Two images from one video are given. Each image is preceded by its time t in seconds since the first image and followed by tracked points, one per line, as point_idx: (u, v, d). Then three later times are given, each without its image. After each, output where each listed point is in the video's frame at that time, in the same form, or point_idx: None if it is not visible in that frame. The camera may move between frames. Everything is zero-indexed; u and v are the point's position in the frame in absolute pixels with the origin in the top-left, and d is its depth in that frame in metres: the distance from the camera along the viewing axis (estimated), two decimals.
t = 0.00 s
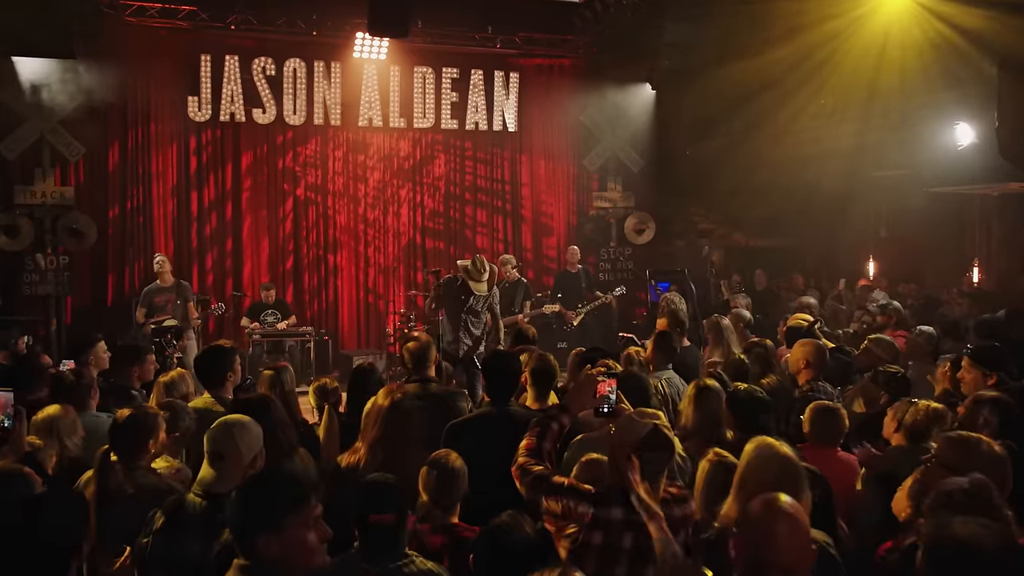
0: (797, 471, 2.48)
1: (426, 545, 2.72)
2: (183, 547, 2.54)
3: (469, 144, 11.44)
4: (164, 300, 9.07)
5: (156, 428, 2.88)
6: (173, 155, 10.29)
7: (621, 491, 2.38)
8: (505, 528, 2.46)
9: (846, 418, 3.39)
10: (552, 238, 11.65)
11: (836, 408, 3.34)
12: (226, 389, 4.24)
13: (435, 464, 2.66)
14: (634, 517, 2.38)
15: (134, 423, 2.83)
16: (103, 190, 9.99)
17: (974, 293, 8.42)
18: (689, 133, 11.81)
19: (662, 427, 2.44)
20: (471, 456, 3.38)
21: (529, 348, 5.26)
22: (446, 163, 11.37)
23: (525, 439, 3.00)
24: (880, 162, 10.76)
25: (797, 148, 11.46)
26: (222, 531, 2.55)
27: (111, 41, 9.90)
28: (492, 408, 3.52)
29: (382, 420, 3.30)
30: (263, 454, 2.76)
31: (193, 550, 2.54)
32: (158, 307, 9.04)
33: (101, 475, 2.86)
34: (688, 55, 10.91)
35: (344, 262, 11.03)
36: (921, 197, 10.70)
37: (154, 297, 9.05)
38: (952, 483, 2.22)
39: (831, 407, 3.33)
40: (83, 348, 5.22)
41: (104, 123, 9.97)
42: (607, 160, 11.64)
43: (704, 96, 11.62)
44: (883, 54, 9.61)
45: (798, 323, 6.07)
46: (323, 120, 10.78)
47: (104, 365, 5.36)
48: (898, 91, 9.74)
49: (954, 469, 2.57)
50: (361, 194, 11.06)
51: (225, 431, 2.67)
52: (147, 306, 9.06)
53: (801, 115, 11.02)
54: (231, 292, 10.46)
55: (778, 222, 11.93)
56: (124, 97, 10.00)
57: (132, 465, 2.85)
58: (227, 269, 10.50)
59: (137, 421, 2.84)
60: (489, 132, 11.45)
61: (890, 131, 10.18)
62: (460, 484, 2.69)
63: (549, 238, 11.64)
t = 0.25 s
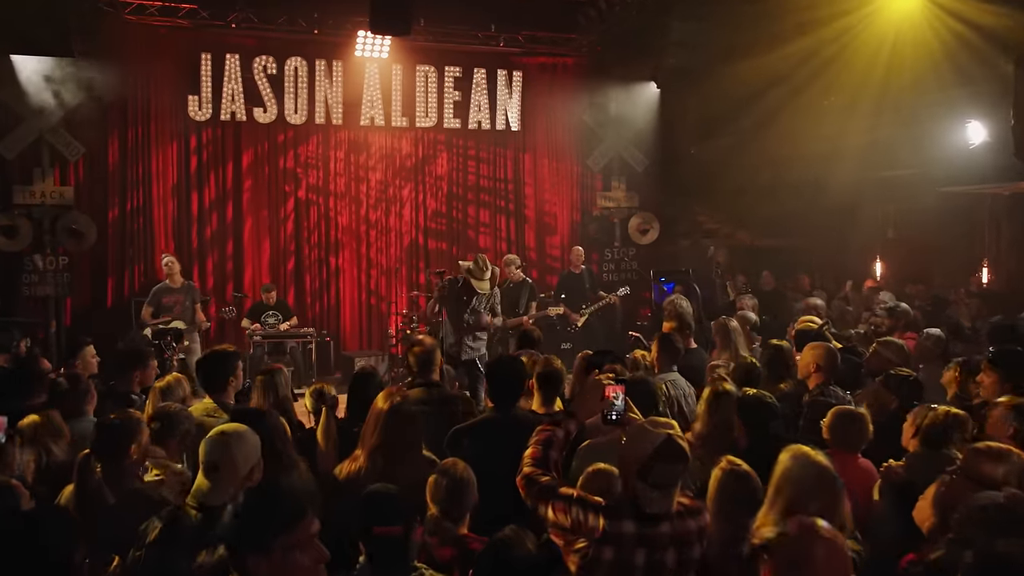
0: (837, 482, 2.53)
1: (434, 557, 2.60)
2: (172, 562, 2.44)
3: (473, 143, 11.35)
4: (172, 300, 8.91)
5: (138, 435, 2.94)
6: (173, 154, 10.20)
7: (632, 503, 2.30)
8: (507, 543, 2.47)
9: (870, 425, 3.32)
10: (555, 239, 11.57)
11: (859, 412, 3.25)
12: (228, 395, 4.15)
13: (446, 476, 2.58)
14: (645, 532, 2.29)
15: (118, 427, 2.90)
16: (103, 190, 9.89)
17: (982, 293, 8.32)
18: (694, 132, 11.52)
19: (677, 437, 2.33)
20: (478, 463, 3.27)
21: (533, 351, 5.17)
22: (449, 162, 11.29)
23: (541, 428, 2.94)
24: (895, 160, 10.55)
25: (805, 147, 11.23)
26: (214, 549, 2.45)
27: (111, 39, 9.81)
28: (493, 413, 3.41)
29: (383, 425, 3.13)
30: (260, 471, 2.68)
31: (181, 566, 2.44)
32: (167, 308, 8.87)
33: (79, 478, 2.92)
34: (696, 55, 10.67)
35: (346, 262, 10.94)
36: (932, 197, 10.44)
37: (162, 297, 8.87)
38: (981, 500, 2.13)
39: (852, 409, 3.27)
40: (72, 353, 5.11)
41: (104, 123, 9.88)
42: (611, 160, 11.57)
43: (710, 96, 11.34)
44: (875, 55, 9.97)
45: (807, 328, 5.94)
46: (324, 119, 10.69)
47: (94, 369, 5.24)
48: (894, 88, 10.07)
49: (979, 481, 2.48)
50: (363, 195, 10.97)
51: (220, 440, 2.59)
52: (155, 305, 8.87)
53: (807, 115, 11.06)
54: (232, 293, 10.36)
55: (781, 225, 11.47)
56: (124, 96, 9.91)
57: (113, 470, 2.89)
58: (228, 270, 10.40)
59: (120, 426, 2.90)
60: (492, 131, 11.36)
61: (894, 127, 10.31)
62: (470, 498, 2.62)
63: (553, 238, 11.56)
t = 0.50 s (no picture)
0: (887, 491, 2.26)
1: (447, 573, 2.47)
2: None
3: (475, 142, 11.25)
4: (182, 300, 8.86)
5: (124, 442, 2.80)
6: (173, 154, 10.10)
7: (647, 516, 2.22)
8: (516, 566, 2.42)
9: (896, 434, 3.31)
10: (558, 239, 11.47)
11: (883, 420, 3.26)
12: (228, 399, 4.05)
13: (457, 492, 2.47)
14: (661, 547, 2.22)
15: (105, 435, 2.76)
16: (102, 190, 9.81)
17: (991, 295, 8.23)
18: (697, 130, 11.25)
19: (693, 449, 2.22)
20: (484, 471, 3.18)
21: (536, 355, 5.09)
22: (451, 163, 11.19)
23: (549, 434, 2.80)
24: (904, 160, 10.39)
25: (810, 144, 11.03)
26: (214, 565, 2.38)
27: (110, 38, 9.72)
28: (495, 420, 3.29)
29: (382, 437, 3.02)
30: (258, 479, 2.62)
31: None
32: (177, 307, 8.83)
33: (63, 488, 2.76)
34: (700, 51, 10.44)
35: (348, 263, 10.85)
36: (942, 196, 10.61)
37: (174, 297, 8.84)
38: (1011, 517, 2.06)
39: (873, 417, 3.27)
40: (61, 354, 4.97)
41: (103, 122, 9.79)
42: (614, 158, 11.53)
43: (714, 95, 10.89)
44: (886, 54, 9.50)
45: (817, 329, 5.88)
46: (325, 118, 10.59)
47: (84, 373, 5.11)
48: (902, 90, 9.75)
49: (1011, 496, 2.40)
50: (364, 194, 10.88)
51: (220, 449, 2.52)
52: (164, 304, 8.85)
53: (811, 112, 10.74)
54: (232, 294, 10.27)
55: (784, 224, 11.44)
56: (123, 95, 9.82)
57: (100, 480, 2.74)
58: (229, 270, 10.31)
59: (107, 431, 2.77)
60: (494, 130, 11.27)
61: (900, 127, 10.15)
62: (479, 510, 2.50)
63: (555, 237, 11.46)
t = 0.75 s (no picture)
0: (928, 501, 2.21)
1: None
2: None
3: (475, 142, 11.15)
4: (187, 300, 8.57)
5: (109, 451, 2.77)
6: (168, 153, 10.00)
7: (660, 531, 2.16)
8: None
9: (917, 438, 3.26)
10: (558, 239, 11.36)
11: (905, 426, 3.21)
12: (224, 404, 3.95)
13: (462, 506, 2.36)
14: (676, 562, 2.15)
15: (88, 442, 2.74)
16: (97, 189, 9.70)
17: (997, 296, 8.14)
18: (700, 129, 11.30)
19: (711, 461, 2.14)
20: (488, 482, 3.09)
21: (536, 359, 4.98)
22: (449, 158, 11.07)
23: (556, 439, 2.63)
24: (906, 163, 10.41)
25: (815, 142, 10.98)
26: None
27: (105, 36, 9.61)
28: (495, 429, 3.20)
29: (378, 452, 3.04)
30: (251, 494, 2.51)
31: None
32: (181, 307, 8.54)
33: (42, 501, 2.66)
34: (701, 50, 10.76)
35: (347, 263, 10.74)
36: (947, 197, 10.48)
37: (178, 297, 8.54)
38: None
39: (895, 422, 3.22)
40: (50, 358, 4.84)
41: (98, 121, 9.68)
42: (615, 158, 11.43)
43: (720, 93, 11.04)
44: (890, 55, 9.80)
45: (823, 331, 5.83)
46: (323, 117, 10.49)
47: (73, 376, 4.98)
48: (907, 91, 10.00)
49: None
50: (363, 195, 10.77)
51: (213, 462, 2.40)
52: (169, 304, 8.55)
53: (812, 112, 10.81)
54: (229, 295, 10.17)
55: (786, 224, 11.25)
56: (119, 94, 9.72)
57: (82, 489, 2.69)
58: (225, 270, 10.20)
59: (92, 441, 2.74)
60: (493, 129, 11.16)
61: (906, 128, 10.23)
62: (485, 525, 2.40)
63: (555, 236, 11.35)
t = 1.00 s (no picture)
0: (960, 523, 2.27)
1: None
2: None
3: (472, 141, 11.03)
4: (185, 301, 8.50)
5: (94, 463, 2.64)
6: (162, 152, 9.88)
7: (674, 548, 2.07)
8: None
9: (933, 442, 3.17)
10: (556, 239, 11.23)
11: (922, 430, 3.11)
12: (217, 410, 3.83)
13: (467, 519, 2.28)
14: None
15: (72, 454, 2.61)
16: (90, 189, 9.58)
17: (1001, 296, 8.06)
18: (699, 128, 11.24)
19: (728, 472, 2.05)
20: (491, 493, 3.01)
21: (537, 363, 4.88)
22: (445, 155, 10.96)
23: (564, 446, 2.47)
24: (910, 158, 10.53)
25: (819, 140, 11.07)
26: None
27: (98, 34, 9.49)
28: (493, 437, 3.10)
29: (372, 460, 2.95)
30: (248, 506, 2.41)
31: None
32: (179, 308, 8.46)
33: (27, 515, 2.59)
34: (700, 49, 10.53)
35: (343, 264, 10.65)
36: (950, 193, 10.54)
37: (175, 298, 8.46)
38: None
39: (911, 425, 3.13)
40: (36, 362, 4.72)
41: (91, 120, 9.57)
42: (613, 157, 11.27)
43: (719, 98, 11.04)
44: (895, 52, 9.85)
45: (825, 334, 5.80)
46: (319, 116, 10.37)
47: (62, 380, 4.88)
48: (914, 83, 9.97)
49: None
50: (359, 195, 10.66)
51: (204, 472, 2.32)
52: (167, 304, 8.47)
53: (808, 110, 10.93)
54: (224, 296, 10.06)
55: (786, 222, 11.39)
56: (111, 93, 9.60)
57: (65, 503, 2.60)
58: (220, 270, 10.09)
59: (73, 456, 2.60)
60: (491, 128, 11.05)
61: (911, 123, 10.27)
62: (491, 542, 2.31)
63: (553, 235, 11.24)
